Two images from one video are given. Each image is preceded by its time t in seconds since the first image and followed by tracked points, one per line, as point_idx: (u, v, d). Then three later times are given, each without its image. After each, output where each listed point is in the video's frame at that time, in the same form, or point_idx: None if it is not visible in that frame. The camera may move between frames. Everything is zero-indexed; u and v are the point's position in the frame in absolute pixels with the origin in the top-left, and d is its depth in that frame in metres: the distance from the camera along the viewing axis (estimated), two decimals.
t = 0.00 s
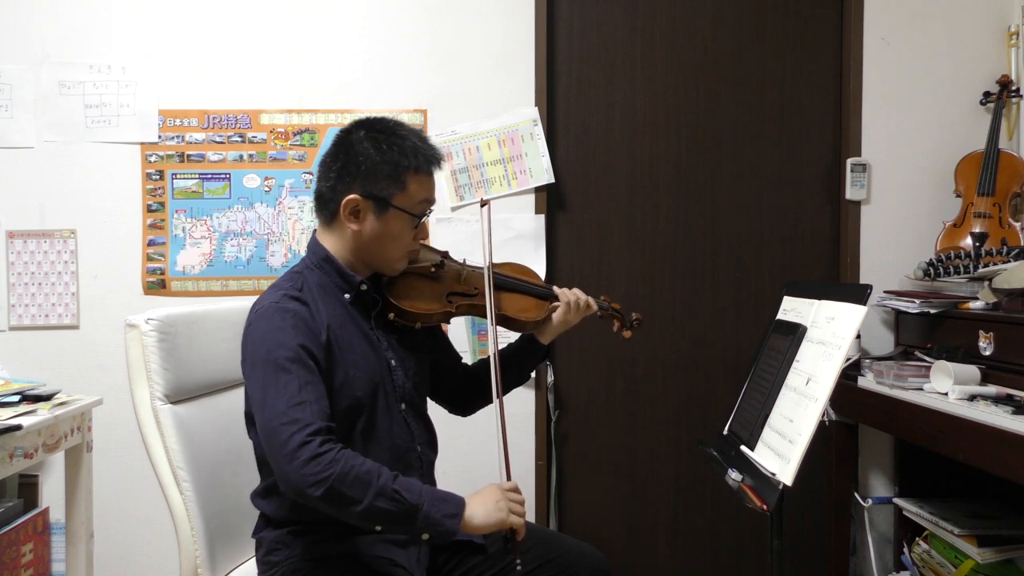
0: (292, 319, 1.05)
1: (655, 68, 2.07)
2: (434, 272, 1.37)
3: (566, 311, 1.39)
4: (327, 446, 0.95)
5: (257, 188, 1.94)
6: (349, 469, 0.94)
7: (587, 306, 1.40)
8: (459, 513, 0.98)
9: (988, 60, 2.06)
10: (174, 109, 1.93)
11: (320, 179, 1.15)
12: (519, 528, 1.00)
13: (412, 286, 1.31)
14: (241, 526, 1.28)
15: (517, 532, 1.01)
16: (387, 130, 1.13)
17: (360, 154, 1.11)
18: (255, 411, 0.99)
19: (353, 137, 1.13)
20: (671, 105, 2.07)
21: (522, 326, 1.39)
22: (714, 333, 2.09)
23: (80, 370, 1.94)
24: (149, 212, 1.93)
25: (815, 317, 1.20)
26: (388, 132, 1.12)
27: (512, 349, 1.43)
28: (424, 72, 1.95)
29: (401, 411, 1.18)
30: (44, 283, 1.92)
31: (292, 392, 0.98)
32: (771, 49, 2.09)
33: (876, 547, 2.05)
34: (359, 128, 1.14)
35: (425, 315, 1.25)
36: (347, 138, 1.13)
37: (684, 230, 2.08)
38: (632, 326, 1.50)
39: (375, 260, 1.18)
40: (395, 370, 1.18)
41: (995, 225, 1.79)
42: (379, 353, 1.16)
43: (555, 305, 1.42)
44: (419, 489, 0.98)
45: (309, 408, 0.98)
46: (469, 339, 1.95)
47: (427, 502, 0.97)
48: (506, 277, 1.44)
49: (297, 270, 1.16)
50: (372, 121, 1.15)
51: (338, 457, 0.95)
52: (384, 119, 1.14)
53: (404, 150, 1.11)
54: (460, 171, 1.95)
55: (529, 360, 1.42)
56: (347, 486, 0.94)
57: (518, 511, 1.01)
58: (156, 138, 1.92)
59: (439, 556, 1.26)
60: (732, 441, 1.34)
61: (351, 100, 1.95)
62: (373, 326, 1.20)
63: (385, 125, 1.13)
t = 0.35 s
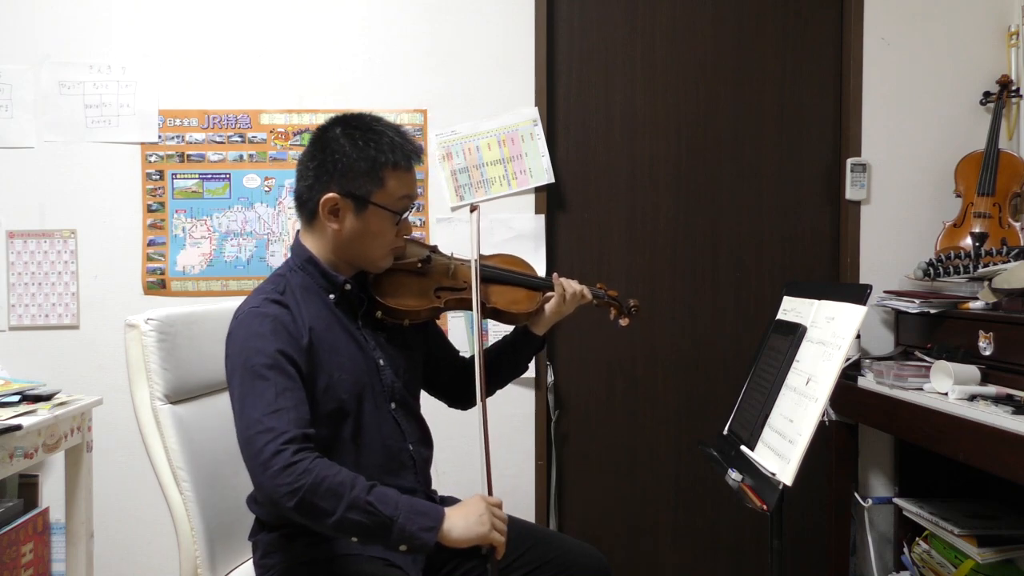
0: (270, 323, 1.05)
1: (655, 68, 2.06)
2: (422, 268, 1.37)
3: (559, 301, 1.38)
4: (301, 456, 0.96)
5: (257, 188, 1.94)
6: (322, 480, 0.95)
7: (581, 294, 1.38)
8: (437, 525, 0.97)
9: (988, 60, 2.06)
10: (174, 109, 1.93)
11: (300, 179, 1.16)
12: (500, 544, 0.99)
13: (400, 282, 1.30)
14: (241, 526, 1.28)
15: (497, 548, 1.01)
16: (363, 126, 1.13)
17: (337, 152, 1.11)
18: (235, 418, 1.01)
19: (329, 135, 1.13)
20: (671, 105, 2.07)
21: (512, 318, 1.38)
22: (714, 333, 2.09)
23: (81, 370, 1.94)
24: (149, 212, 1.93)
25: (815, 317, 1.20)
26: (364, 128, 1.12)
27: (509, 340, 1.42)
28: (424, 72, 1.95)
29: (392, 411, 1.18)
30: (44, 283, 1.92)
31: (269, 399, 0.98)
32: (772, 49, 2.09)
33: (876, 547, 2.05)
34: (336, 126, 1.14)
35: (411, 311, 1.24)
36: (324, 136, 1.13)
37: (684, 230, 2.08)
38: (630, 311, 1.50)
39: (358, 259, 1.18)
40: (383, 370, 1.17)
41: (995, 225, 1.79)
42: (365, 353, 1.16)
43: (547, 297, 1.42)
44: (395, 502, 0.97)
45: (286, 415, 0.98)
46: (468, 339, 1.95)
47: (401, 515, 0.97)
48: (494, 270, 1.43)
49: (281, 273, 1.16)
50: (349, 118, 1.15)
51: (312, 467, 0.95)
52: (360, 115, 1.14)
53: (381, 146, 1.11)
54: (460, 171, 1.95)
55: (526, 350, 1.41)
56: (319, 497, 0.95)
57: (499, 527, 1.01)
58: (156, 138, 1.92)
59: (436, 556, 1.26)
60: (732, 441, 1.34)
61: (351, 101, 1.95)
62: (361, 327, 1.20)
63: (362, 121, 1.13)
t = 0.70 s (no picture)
0: (262, 325, 1.05)
1: (655, 68, 2.06)
2: (416, 268, 1.36)
3: (556, 300, 1.39)
4: (295, 455, 0.96)
5: (257, 188, 1.94)
6: (317, 478, 0.95)
7: (578, 292, 1.40)
8: (432, 514, 0.98)
9: (988, 60, 2.06)
10: (174, 109, 1.93)
11: (291, 179, 1.16)
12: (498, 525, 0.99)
13: (395, 282, 1.29)
14: (241, 526, 1.28)
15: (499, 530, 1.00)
16: (354, 126, 1.13)
17: (327, 151, 1.11)
18: (228, 420, 1.01)
19: (319, 134, 1.13)
20: (671, 105, 2.07)
21: (508, 318, 1.35)
22: (714, 334, 2.09)
23: (81, 370, 1.94)
24: (149, 212, 1.93)
25: (815, 317, 1.20)
26: (354, 128, 1.13)
27: (509, 338, 1.43)
28: (424, 72, 1.95)
29: (387, 411, 1.18)
30: (44, 283, 1.92)
31: (261, 402, 0.98)
32: (771, 49, 2.09)
33: (876, 547, 2.05)
34: (327, 125, 1.14)
35: (405, 312, 1.22)
36: (314, 135, 1.13)
37: (684, 230, 2.08)
38: (630, 309, 1.50)
39: (349, 260, 1.18)
40: (377, 370, 1.17)
41: (995, 226, 1.79)
42: (359, 354, 1.16)
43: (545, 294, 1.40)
44: (391, 494, 0.98)
45: (278, 417, 0.98)
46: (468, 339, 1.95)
47: (398, 507, 0.97)
48: (489, 269, 1.40)
49: (274, 275, 1.17)
50: (340, 118, 1.15)
51: (305, 466, 0.95)
52: (351, 115, 1.15)
53: (371, 146, 1.11)
54: (460, 171, 1.95)
55: (525, 347, 1.42)
56: (315, 495, 0.95)
57: (497, 508, 1.00)
58: (156, 138, 1.92)
59: (435, 556, 1.26)
60: (732, 440, 1.34)
61: (351, 101, 1.95)
62: (356, 328, 1.19)
63: (352, 121, 1.14)
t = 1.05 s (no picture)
0: (264, 322, 1.05)
1: (655, 68, 2.07)
2: (419, 270, 1.36)
3: (557, 304, 1.38)
4: (290, 453, 0.96)
5: (257, 188, 1.94)
6: (309, 479, 0.95)
7: (578, 297, 1.38)
8: (424, 526, 0.98)
9: (988, 60, 2.06)
10: (174, 109, 1.93)
11: (299, 177, 1.17)
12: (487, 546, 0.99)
13: (398, 282, 1.29)
14: (241, 525, 1.28)
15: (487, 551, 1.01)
16: (363, 126, 1.13)
17: (336, 150, 1.12)
18: (227, 414, 1.02)
19: (329, 134, 1.14)
20: (671, 105, 2.07)
21: (510, 320, 1.37)
22: (714, 334, 2.09)
23: (81, 370, 1.94)
24: (149, 212, 1.93)
25: (815, 317, 1.20)
26: (364, 128, 1.13)
27: (508, 341, 1.43)
28: (424, 72, 1.95)
29: (388, 411, 1.17)
30: (44, 283, 1.92)
31: (259, 397, 0.99)
32: (771, 49, 2.09)
33: (876, 547, 2.05)
34: (337, 125, 1.15)
35: (408, 312, 1.23)
36: (324, 134, 1.14)
37: (684, 230, 2.08)
38: (630, 315, 1.48)
39: (354, 260, 1.18)
40: (379, 370, 1.17)
41: (995, 225, 1.79)
42: (362, 354, 1.16)
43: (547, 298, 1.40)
44: (381, 501, 0.98)
45: (275, 413, 0.99)
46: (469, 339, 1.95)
47: (387, 515, 0.97)
48: (491, 271, 1.42)
49: (279, 272, 1.17)
50: (350, 118, 1.16)
51: (299, 465, 0.96)
52: (360, 115, 1.15)
53: (380, 146, 1.12)
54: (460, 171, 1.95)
55: (524, 351, 1.42)
56: (306, 496, 0.95)
57: (488, 530, 1.00)
58: (156, 138, 1.92)
59: (434, 556, 1.26)
60: (732, 441, 1.34)
61: (351, 101, 1.95)
62: (358, 327, 1.19)
63: (362, 121, 1.14)
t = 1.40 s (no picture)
0: (280, 315, 1.06)
1: (655, 68, 2.07)
2: (429, 273, 1.37)
3: (562, 312, 1.39)
4: (310, 439, 0.96)
5: (257, 188, 1.94)
6: (331, 462, 0.95)
7: (582, 306, 1.40)
8: (443, 503, 0.98)
9: (987, 60, 2.06)
10: (174, 109, 1.93)
11: (316, 175, 1.17)
12: (503, 518, 1.00)
13: (407, 285, 1.30)
14: (241, 525, 1.28)
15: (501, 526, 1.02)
16: (382, 129, 1.14)
17: (354, 151, 1.12)
18: (241, 405, 1.01)
19: (348, 134, 1.15)
20: (671, 105, 2.07)
21: (517, 326, 1.37)
22: (714, 334, 2.09)
23: (80, 370, 1.94)
24: (149, 212, 1.93)
25: (815, 317, 1.20)
26: (383, 130, 1.14)
27: (513, 348, 1.43)
28: (424, 72, 1.95)
29: (393, 410, 1.18)
30: (44, 283, 1.92)
31: (278, 386, 0.99)
32: (771, 49, 2.09)
33: (876, 547, 2.05)
34: (355, 126, 1.15)
35: (418, 314, 1.23)
36: (343, 135, 1.15)
37: (684, 230, 2.08)
38: (632, 326, 1.50)
39: (368, 260, 1.19)
40: (387, 369, 1.18)
41: (995, 225, 1.79)
42: (371, 352, 1.17)
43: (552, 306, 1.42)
44: (402, 480, 0.98)
45: (294, 402, 0.98)
46: (469, 339, 1.95)
47: (410, 492, 0.97)
48: (499, 277, 1.43)
49: (291, 269, 1.17)
50: (369, 120, 1.17)
51: (319, 450, 0.95)
52: (380, 118, 1.16)
53: (398, 149, 1.12)
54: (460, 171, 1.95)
55: (527, 358, 1.43)
56: (329, 478, 0.95)
57: (503, 504, 1.02)
58: (156, 138, 1.92)
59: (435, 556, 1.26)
60: (732, 441, 1.34)
61: (350, 101, 1.95)
62: (367, 325, 1.20)
63: (381, 124, 1.15)
